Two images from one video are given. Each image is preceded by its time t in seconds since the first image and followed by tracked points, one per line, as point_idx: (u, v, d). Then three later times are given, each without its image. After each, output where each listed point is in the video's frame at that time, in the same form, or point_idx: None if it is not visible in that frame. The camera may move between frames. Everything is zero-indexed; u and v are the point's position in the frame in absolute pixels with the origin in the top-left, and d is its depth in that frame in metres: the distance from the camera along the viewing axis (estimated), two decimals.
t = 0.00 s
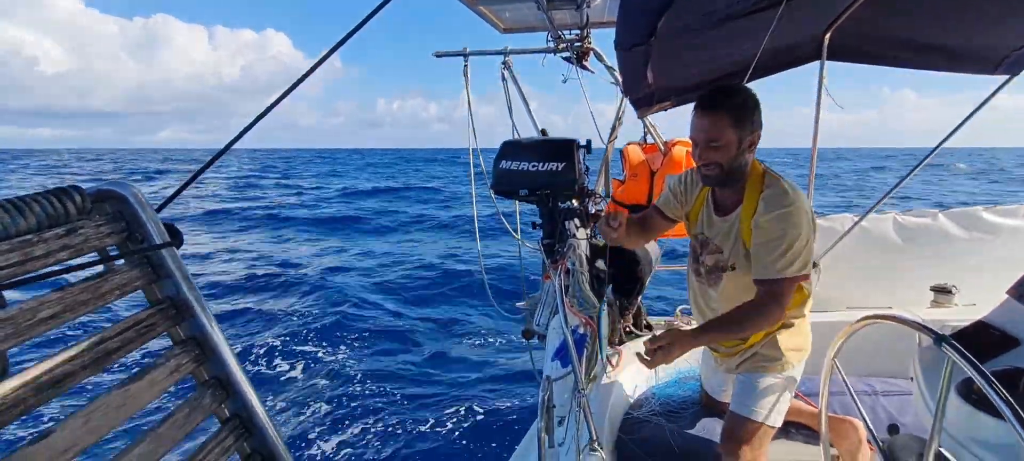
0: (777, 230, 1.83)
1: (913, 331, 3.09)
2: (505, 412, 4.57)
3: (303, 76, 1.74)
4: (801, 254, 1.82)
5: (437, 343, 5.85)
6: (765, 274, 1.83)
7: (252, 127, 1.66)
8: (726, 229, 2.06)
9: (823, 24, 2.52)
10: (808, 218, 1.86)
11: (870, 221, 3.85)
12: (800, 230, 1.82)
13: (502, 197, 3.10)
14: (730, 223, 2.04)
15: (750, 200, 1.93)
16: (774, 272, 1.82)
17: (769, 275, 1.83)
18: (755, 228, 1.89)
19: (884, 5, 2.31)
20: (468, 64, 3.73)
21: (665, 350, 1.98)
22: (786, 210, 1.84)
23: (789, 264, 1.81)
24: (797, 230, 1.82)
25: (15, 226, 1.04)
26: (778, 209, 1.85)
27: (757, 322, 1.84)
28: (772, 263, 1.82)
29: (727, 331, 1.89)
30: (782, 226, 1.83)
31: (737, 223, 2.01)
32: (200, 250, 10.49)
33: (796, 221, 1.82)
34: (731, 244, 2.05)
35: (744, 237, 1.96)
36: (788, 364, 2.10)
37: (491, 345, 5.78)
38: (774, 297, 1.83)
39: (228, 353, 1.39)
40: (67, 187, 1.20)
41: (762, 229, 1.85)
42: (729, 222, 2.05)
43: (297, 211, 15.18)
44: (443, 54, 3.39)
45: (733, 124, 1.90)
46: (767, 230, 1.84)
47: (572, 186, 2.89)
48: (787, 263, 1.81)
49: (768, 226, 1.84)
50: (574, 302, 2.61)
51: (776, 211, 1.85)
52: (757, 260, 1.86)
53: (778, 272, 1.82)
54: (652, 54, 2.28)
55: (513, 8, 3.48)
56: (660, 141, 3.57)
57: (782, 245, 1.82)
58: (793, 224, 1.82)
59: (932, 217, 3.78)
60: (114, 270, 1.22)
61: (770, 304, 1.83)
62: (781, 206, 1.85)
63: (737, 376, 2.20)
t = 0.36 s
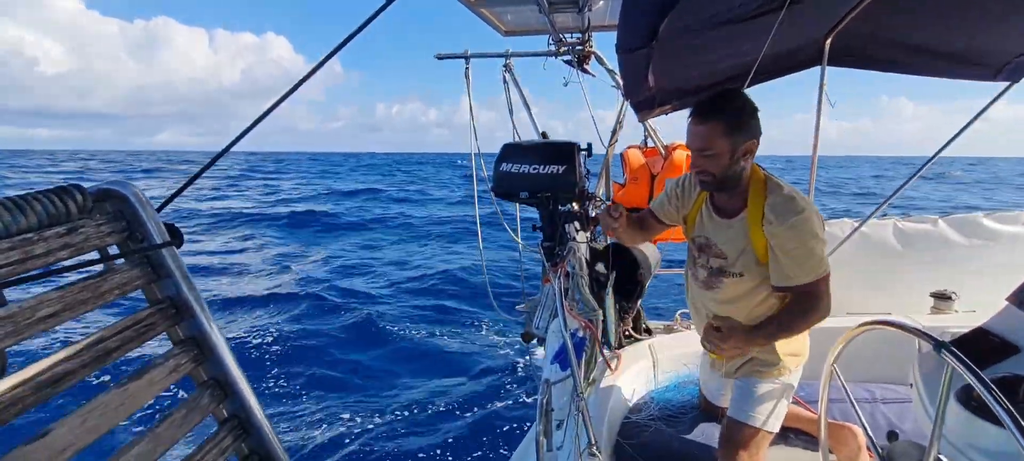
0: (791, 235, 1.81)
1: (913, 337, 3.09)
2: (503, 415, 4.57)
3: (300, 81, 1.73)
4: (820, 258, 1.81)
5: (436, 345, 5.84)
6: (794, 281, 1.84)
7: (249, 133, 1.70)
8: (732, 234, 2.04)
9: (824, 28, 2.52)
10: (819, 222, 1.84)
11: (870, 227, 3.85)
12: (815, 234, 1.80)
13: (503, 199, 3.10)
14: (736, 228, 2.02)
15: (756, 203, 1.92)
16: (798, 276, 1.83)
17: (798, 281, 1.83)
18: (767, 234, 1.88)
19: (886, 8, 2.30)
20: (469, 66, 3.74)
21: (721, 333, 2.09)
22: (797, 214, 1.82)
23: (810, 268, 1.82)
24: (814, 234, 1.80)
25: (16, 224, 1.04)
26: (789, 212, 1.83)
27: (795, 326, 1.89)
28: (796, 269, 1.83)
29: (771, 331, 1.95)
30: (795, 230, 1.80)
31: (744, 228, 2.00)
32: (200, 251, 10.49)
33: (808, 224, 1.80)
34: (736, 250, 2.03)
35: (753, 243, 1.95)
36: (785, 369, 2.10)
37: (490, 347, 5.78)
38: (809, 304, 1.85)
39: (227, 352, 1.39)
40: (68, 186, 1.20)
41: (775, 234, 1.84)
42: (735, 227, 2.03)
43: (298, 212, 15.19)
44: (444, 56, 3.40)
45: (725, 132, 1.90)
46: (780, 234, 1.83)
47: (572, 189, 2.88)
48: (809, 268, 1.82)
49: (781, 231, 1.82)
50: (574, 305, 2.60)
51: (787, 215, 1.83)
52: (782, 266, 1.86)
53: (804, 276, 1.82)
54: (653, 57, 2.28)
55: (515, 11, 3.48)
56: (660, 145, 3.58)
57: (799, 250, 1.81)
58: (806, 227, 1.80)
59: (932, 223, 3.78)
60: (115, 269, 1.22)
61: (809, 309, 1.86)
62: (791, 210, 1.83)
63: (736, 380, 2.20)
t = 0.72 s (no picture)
0: (798, 238, 1.82)
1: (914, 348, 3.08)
2: (502, 423, 4.54)
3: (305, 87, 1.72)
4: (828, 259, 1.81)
5: (436, 351, 5.83)
6: (805, 282, 1.84)
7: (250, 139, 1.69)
8: (736, 239, 2.03)
9: (825, 38, 2.53)
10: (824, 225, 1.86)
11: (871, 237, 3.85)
12: (823, 236, 1.81)
13: (504, 206, 3.10)
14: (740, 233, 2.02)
15: (760, 208, 1.92)
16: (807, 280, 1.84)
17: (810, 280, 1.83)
18: (775, 239, 1.88)
19: (886, 19, 2.31)
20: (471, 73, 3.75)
21: (753, 285, 1.81)
22: (802, 218, 1.83)
23: (819, 269, 1.82)
24: (822, 236, 1.81)
25: (17, 227, 1.04)
26: (794, 216, 1.85)
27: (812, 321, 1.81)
28: (806, 270, 1.83)
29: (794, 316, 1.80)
30: (802, 233, 1.82)
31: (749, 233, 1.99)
32: (200, 255, 10.48)
33: (815, 227, 1.81)
34: (740, 255, 2.02)
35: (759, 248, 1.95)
36: (786, 378, 2.08)
37: (490, 354, 5.77)
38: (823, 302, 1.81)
39: (226, 358, 1.38)
40: (69, 189, 1.20)
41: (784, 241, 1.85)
42: (739, 233, 2.02)
43: (298, 217, 15.18)
44: (446, 64, 3.41)
45: (721, 141, 1.90)
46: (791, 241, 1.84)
47: (573, 197, 2.89)
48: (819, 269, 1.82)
49: (789, 236, 1.84)
50: (574, 313, 2.58)
51: (793, 219, 1.84)
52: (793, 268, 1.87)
53: (815, 276, 1.82)
54: (654, 66, 2.29)
55: (517, 20, 3.50)
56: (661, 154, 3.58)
57: (808, 252, 1.81)
58: (813, 230, 1.81)
59: (933, 234, 3.78)
60: (114, 273, 1.22)
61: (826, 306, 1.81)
62: (797, 214, 1.85)
63: (737, 388, 2.18)
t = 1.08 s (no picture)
0: (805, 244, 1.84)
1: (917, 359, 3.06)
2: (502, 433, 4.52)
3: (311, 89, 1.77)
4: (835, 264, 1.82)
5: (437, 359, 5.80)
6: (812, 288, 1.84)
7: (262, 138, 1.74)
8: (740, 247, 2.03)
9: (825, 48, 2.54)
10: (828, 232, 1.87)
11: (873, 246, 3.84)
12: (828, 242, 1.83)
13: (505, 214, 3.09)
14: (743, 241, 2.02)
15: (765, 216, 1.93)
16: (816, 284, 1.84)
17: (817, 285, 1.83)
18: (781, 245, 1.88)
19: (886, 29, 2.32)
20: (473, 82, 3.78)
21: (764, 273, 1.75)
22: (807, 224, 1.85)
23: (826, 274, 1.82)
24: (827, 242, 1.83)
25: (18, 234, 1.04)
26: (799, 223, 1.86)
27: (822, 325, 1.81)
28: (813, 276, 1.84)
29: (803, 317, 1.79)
30: (807, 239, 1.83)
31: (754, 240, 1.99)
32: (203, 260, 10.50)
33: (820, 233, 1.83)
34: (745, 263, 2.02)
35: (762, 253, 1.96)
36: (789, 389, 2.07)
37: (490, 363, 5.74)
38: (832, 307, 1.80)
39: (225, 366, 1.38)
40: (72, 196, 1.20)
41: (792, 247, 1.86)
42: (743, 241, 2.02)
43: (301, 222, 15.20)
44: (448, 73, 3.43)
45: (722, 150, 1.91)
46: (798, 246, 1.85)
47: (574, 205, 2.88)
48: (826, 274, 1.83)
49: (796, 242, 1.84)
50: (574, 322, 2.57)
51: (798, 226, 1.86)
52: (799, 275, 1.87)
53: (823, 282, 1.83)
54: (653, 76, 2.30)
55: (519, 30, 3.52)
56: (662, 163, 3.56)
57: (815, 259, 1.83)
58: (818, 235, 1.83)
59: (935, 243, 3.77)
60: (115, 279, 1.22)
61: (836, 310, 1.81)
62: (802, 221, 1.86)
63: (740, 398, 2.17)
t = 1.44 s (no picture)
0: (803, 255, 1.82)
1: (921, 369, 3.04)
2: (504, 443, 4.49)
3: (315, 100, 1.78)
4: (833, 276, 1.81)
5: (438, 369, 5.77)
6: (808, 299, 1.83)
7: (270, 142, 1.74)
8: (738, 258, 2.03)
9: (826, 58, 2.54)
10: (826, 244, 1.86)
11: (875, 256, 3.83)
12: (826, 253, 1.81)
13: (506, 224, 3.09)
14: (742, 253, 2.01)
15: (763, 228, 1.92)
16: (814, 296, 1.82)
17: (812, 295, 1.82)
18: (779, 256, 1.87)
19: (885, 39, 2.32)
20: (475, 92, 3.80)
21: (749, 286, 1.79)
22: (805, 235, 1.84)
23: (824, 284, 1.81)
24: (825, 253, 1.81)
25: (20, 243, 1.04)
26: (797, 234, 1.85)
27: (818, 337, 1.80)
28: (808, 286, 1.83)
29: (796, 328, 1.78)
30: (804, 248, 1.82)
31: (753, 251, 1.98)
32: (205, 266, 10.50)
33: (817, 245, 1.82)
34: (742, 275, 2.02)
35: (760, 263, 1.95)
36: (793, 400, 2.06)
37: (491, 371, 5.71)
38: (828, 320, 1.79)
39: (225, 377, 1.37)
40: (75, 205, 1.21)
41: (790, 258, 1.85)
42: (742, 252, 2.02)
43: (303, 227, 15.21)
44: (449, 84, 3.44)
45: (721, 160, 1.90)
46: (796, 257, 1.84)
47: (575, 215, 2.88)
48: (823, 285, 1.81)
49: (794, 253, 1.84)
50: (577, 332, 2.63)
51: (796, 236, 1.85)
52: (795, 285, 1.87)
53: (821, 292, 1.81)
54: (653, 86, 2.31)
55: (520, 41, 3.54)
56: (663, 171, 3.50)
57: (811, 269, 1.81)
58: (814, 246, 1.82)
59: (937, 253, 3.76)
60: (116, 289, 1.21)
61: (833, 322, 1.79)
62: (800, 232, 1.85)
63: (743, 410, 2.15)
